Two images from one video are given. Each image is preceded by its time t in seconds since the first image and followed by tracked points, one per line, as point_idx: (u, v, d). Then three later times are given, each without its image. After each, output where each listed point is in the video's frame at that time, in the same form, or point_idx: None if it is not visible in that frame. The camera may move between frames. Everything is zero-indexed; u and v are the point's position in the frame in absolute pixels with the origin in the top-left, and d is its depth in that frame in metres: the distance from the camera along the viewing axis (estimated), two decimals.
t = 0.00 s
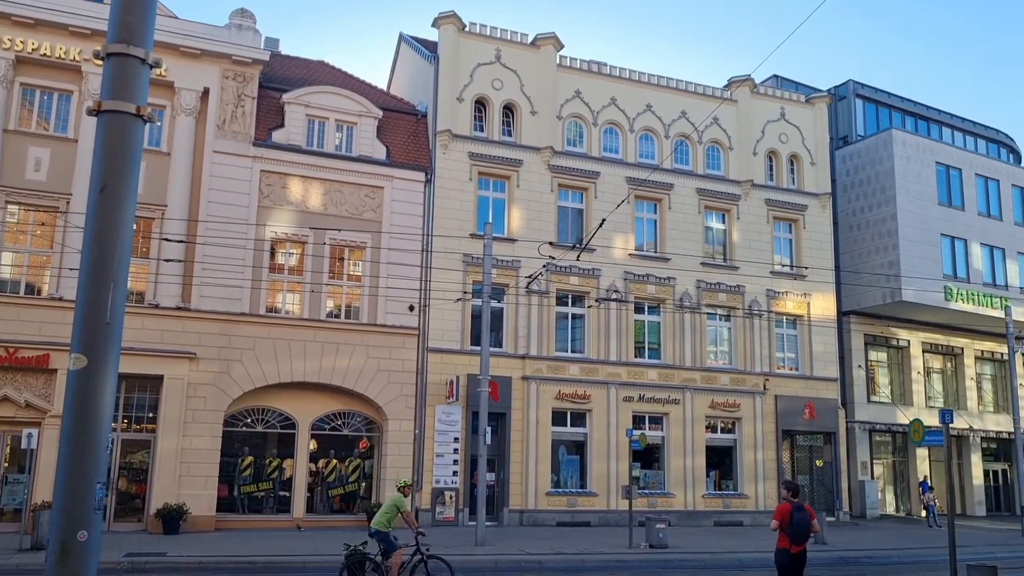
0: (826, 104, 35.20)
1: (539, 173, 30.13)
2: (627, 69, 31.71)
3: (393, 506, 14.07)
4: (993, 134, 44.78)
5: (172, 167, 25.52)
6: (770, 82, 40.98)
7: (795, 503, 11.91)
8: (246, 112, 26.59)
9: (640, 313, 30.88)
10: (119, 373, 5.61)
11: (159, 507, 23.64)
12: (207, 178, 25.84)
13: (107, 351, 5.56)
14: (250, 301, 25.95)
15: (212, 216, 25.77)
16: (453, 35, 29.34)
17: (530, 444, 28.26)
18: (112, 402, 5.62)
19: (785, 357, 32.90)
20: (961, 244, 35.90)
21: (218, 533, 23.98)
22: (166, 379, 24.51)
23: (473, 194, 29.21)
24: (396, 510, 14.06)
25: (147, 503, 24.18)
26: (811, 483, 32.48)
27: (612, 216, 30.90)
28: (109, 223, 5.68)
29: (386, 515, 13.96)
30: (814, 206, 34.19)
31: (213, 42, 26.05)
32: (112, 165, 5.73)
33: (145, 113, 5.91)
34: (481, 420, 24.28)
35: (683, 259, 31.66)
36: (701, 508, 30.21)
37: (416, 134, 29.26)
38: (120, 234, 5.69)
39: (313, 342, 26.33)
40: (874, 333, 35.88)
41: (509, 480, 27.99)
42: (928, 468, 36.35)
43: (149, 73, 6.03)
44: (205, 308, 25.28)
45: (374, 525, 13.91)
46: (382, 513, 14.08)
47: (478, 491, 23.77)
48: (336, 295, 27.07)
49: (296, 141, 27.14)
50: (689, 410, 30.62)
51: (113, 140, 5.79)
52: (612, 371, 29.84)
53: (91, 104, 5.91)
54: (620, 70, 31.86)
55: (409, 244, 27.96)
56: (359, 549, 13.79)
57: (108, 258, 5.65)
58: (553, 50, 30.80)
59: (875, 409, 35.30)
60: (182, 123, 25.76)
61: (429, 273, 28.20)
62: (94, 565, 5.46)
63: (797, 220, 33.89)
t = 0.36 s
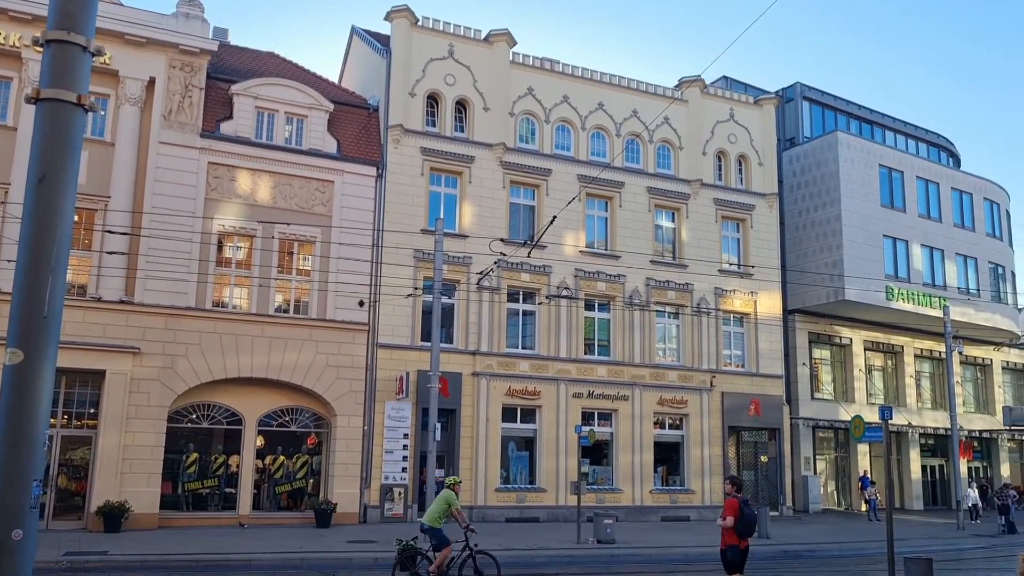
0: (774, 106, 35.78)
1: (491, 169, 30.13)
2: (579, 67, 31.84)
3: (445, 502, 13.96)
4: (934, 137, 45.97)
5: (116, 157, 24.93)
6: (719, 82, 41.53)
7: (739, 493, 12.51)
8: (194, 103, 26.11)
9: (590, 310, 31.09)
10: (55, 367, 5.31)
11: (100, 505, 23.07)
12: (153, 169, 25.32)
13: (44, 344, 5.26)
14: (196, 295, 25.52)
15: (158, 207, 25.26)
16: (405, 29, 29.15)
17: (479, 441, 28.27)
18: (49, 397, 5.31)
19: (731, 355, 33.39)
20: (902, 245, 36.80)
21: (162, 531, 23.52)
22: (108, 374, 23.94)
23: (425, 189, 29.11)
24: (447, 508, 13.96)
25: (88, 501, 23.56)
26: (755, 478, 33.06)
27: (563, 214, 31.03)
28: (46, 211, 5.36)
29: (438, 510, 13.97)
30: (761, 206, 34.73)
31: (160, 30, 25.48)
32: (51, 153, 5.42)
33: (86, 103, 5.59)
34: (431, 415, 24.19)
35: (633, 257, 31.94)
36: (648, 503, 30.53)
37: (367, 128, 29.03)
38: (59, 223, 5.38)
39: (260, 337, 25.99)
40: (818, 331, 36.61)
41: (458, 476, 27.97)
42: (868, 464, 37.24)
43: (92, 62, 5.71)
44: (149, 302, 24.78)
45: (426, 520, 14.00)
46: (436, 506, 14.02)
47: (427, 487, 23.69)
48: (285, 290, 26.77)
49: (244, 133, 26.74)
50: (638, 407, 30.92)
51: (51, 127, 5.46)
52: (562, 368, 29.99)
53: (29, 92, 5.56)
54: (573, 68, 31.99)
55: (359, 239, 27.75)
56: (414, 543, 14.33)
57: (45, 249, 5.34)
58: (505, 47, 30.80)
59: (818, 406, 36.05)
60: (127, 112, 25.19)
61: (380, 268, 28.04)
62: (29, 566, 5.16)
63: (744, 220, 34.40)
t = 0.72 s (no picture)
0: (740, 105, 36.09)
1: (459, 165, 30.08)
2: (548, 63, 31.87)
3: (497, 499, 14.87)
4: (896, 139, 46.69)
5: (77, 149, 24.44)
6: (686, 82, 41.80)
7: (700, 489, 12.90)
8: (157, 94, 25.78)
9: (557, 307, 31.18)
10: None
11: (59, 501, 22.66)
12: (115, 160, 24.93)
13: None
14: (159, 288, 25.21)
15: (120, 200, 24.89)
16: (374, 22, 28.98)
17: (445, 437, 28.25)
18: None
19: (696, 351, 33.67)
20: (864, 244, 37.33)
21: (122, 528, 23.18)
22: (67, 369, 23.50)
23: (392, 184, 28.98)
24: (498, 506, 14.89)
25: (46, 497, 23.09)
26: (719, 474, 33.42)
27: (530, 210, 31.06)
28: (2, 196, 4.20)
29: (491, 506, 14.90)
30: (726, 204, 35.03)
31: (123, 19, 25.09)
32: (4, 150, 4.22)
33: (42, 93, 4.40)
34: (396, 411, 24.12)
35: (600, 254, 32.07)
36: (613, 499, 30.71)
37: (334, 122, 28.82)
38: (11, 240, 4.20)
39: (224, 331, 25.71)
40: (782, 328, 37.04)
41: (424, 472, 27.92)
42: (830, 460, 37.77)
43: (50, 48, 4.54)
44: (111, 295, 24.42)
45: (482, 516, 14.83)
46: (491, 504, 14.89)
47: (392, 483, 23.60)
48: (249, 284, 26.49)
49: (209, 125, 26.42)
50: (603, 403, 31.07)
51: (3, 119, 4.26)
52: (529, 364, 30.06)
53: None
54: (541, 65, 32.01)
55: (325, 234, 27.57)
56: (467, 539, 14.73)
57: None
58: (474, 42, 30.75)
59: (781, 402, 36.48)
60: (89, 102, 24.69)
61: (346, 263, 27.89)
62: None
63: (710, 218, 34.68)
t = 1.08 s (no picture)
0: (712, 104, 36.32)
1: (432, 161, 29.99)
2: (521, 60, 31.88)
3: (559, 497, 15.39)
4: (866, 139, 47.26)
5: (44, 141, 24.09)
6: (659, 80, 42.03)
7: (666, 486, 13.06)
8: (126, 86, 25.41)
9: (529, 304, 31.19)
10: None
11: (23, 499, 22.30)
12: (82, 153, 24.57)
13: None
14: (127, 284, 24.89)
15: (87, 193, 24.54)
16: (346, 17, 28.81)
17: (417, 433, 28.20)
18: None
19: (667, 349, 33.86)
20: (834, 244, 37.74)
21: (88, 525, 22.87)
22: (32, 364, 23.16)
23: (364, 180, 28.84)
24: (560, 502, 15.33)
25: (10, 495, 22.74)
26: (689, 471, 33.70)
27: (503, 207, 31.05)
28: None
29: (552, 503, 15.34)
30: (698, 203, 35.25)
31: (91, 10, 24.72)
32: None
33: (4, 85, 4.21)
34: (367, 407, 24.01)
35: (573, 251, 32.14)
36: (584, 496, 30.85)
37: (306, 117, 28.61)
38: None
39: (193, 327, 25.46)
40: (752, 326, 37.37)
41: (395, 469, 27.85)
42: (798, 456, 38.19)
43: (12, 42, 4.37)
44: (78, 290, 24.07)
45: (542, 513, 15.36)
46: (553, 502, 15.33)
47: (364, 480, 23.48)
48: (219, 280, 26.24)
49: (179, 119, 26.12)
50: (575, 400, 31.16)
51: None
52: (501, 361, 30.07)
53: None
54: (515, 62, 32.01)
55: (297, 229, 27.38)
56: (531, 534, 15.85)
57: None
58: (447, 38, 30.65)
59: (751, 399, 36.80)
60: (55, 95, 24.36)
61: (318, 259, 27.72)
62: None
63: (682, 216, 34.87)
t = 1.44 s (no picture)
0: (676, 105, 36.57)
1: (396, 157, 29.85)
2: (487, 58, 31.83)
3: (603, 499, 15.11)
4: (826, 141, 47.91)
5: None
6: (624, 80, 42.22)
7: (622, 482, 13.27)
8: (84, 77, 24.94)
9: (493, 301, 31.18)
10: None
11: None
12: (38, 145, 24.09)
13: None
14: (83, 278, 24.44)
15: (43, 186, 24.07)
16: (310, 11, 28.55)
17: (379, 431, 28.08)
18: None
19: (630, 347, 34.06)
20: (794, 244, 38.23)
21: (42, 524, 22.44)
22: None
23: (328, 175, 28.63)
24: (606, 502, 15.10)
25: None
26: (650, 468, 33.96)
27: (467, 205, 31.01)
28: None
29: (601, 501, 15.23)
30: (661, 202, 35.49)
31: None
32: None
33: None
34: (329, 405, 23.82)
35: (537, 249, 32.20)
36: (545, 493, 30.96)
37: (269, 111, 28.32)
38: None
39: (151, 323, 25.08)
40: (713, 325, 37.74)
41: (357, 467, 27.71)
42: (757, 454, 38.67)
43: None
44: (32, 284, 23.59)
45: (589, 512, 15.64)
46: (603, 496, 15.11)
47: (324, 478, 23.30)
48: (179, 275, 25.87)
49: (138, 111, 25.70)
50: (538, 398, 31.23)
51: None
52: (465, 358, 30.03)
53: None
54: (480, 59, 31.96)
55: (258, 225, 27.09)
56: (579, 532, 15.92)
57: None
58: (413, 34, 30.50)
59: (711, 398, 37.17)
60: (10, 84, 23.86)
61: (280, 255, 27.46)
62: None
63: (645, 215, 35.07)
